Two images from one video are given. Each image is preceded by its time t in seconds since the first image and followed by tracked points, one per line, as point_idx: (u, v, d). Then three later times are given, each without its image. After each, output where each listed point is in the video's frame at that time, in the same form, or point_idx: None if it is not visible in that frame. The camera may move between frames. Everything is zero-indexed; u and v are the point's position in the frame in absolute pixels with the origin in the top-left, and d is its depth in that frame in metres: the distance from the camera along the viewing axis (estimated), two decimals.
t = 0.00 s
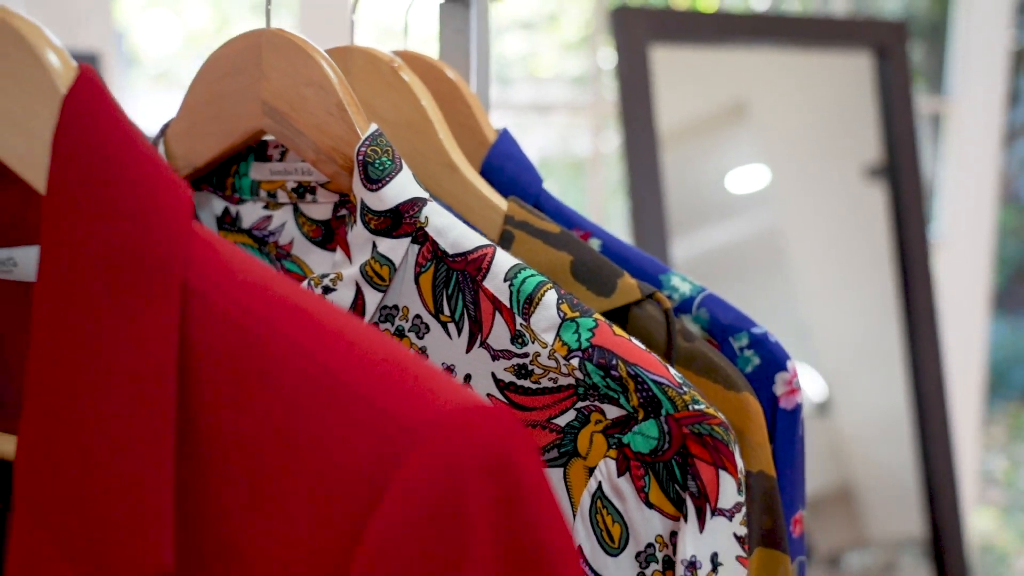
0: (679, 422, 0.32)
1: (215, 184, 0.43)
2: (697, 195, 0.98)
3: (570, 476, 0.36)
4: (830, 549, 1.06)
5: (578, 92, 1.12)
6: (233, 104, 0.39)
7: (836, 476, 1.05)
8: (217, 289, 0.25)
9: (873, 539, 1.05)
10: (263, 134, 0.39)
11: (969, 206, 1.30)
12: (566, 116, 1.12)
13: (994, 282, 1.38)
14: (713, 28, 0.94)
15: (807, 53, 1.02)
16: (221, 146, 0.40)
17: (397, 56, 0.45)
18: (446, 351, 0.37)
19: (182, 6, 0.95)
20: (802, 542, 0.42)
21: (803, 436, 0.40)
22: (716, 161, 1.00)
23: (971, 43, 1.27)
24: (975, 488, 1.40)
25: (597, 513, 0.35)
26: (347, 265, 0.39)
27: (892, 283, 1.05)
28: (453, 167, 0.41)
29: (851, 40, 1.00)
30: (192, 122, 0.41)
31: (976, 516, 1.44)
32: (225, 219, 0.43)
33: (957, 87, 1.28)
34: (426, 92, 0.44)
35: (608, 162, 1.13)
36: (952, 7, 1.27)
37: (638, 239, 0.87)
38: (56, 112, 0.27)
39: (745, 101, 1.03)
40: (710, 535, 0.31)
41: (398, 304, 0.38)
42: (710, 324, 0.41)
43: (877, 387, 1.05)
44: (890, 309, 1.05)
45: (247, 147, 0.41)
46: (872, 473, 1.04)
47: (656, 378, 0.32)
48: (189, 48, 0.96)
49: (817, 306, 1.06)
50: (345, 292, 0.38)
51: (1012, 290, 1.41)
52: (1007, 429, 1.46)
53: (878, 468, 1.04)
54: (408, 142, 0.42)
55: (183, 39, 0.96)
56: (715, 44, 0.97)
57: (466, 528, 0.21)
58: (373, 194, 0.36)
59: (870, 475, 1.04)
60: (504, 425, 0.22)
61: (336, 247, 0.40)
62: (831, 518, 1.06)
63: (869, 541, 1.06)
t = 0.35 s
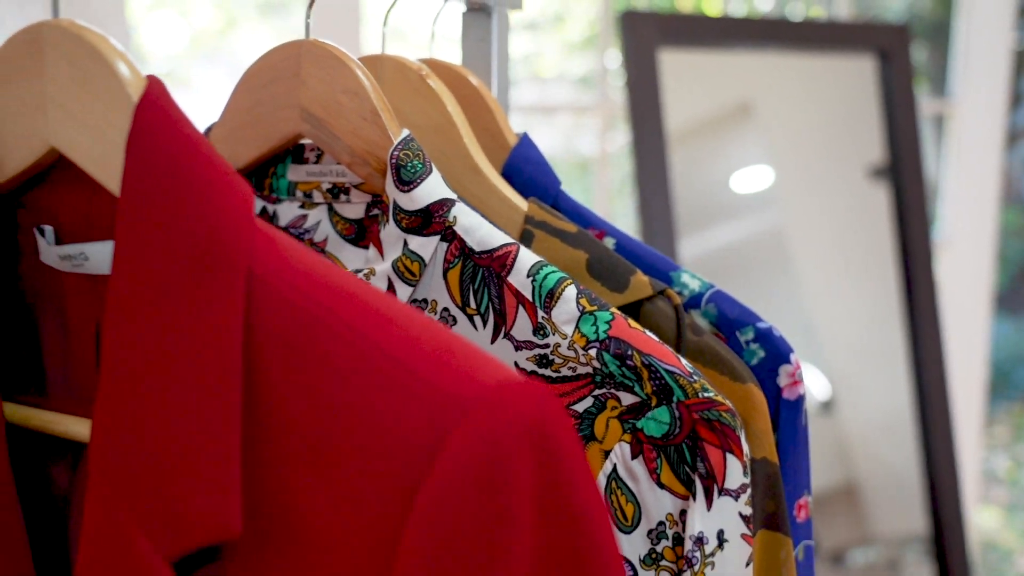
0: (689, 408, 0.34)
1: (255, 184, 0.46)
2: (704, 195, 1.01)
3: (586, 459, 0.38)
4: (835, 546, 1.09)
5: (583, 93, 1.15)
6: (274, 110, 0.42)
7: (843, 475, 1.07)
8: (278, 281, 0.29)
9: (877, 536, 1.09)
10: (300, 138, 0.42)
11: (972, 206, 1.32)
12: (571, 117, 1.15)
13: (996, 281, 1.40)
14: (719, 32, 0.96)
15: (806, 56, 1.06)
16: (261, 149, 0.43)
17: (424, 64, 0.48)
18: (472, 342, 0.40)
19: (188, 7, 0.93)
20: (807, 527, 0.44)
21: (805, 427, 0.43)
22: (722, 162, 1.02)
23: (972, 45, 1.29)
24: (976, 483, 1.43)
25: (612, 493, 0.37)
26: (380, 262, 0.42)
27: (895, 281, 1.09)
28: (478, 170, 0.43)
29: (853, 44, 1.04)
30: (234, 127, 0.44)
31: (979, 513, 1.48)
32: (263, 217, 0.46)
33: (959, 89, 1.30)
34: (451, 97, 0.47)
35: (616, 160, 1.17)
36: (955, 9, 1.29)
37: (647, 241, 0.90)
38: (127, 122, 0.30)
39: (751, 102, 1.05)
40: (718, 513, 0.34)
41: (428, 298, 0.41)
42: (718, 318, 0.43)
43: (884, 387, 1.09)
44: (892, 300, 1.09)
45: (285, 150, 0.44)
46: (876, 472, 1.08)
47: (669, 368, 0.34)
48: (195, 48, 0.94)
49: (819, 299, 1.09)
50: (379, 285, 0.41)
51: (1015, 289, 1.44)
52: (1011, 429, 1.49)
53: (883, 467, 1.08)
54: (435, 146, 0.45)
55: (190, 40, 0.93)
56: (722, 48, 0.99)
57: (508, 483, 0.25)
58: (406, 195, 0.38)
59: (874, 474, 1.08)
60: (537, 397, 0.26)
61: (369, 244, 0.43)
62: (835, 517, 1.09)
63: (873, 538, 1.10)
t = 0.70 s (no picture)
0: (702, 389, 0.37)
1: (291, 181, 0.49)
2: (710, 194, 1.04)
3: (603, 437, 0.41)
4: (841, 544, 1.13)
5: (590, 94, 1.18)
6: (312, 112, 0.45)
7: (848, 474, 1.11)
8: (332, 267, 0.32)
9: (882, 534, 1.14)
10: (336, 138, 0.45)
11: (974, 206, 1.35)
12: (576, 117, 1.18)
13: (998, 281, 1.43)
14: (727, 35, 0.99)
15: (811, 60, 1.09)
16: (300, 149, 0.46)
17: (451, 69, 0.51)
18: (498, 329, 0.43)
19: (195, 8, 0.93)
20: (814, 506, 0.47)
21: (811, 409, 0.46)
22: (728, 162, 1.06)
23: (975, 47, 1.32)
24: (978, 478, 1.46)
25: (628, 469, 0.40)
26: (412, 254, 0.45)
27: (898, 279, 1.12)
28: (502, 169, 0.46)
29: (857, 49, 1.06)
30: (274, 129, 0.47)
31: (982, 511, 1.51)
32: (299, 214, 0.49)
33: (963, 90, 1.32)
34: (477, 101, 0.49)
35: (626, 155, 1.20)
36: (958, 11, 1.32)
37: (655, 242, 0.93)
38: (193, 125, 0.32)
39: (756, 101, 1.08)
40: (727, 485, 0.37)
41: (457, 288, 0.44)
42: (727, 307, 0.46)
43: (889, 390, 1.13)
44: (895, 296, 1.12)
45: (322, 150, 0.46)
46: (880, 470, 1.13)
47: (682, 351, 0.37)
48: (202, 49, 0.94)
49: (824, 300, 1.13)
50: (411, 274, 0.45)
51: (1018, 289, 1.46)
52: (1014, 430, 1.51)
53: (887, 464, 1.13)
54: (461, 146, 0.48)
55: (197, 41, 0.93)
56: (728, 51, 1.02)
57: (543, 446, 0.28)
58: (438, 191, 0.42)
59: (880, 471, 1.13)
60: (569, 368, 0.29)
61: (402, 237, 0.46)
62: (843, 518, 1.11)
63: (878, 536, 1.14)
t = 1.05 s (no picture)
0: (713, 373, 0.40)
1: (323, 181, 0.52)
2: (716, 195, 1.07)
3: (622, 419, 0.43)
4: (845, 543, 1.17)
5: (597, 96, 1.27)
6: (344, 117, 0.48)
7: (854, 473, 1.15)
8: (374, 262, 0.35)
9: (887, 532, 1.17)
10: (368, 141, 0.48)
11: (978, 208, 1.37)
12: (583, 119, 1.27)
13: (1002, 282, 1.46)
14: (734, 39, 1.01)
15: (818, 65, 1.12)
16: (332, 151, 0.49)
17: (473, 74, 0.54)
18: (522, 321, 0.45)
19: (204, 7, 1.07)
20: (820, 486, 0.50)
21: (818, 394, 0.48)
22: (734, 163, 1.08)
23: (979, 49, 1.34)
24: (983, 474, 1.49)
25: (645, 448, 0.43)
26: (440, 250, 0.48)
27: (902, 278, 1.15)
28: (523, 170, 0.49)
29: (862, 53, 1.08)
30: (308, 132, 0.50)
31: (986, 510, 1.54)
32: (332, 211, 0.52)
33: (966, 93, 1.35)
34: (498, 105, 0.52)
35: (636, 152, 1.29)
36: (963, 11, 1.34)
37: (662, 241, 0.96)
38: (244, 129, 0.35)
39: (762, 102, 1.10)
40: (736, 462, 0.40)
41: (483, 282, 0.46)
42: (737, 299, 0.49)
43: (895, 393, 1.16)
44: (899, 294, 1.15)
45: (355, 152, 0.49)
46: (884, 469, 1.16)
47: (695, 339, 0.40)
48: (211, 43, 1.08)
49: (828, 298, 1.15)
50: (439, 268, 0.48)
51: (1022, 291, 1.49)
52: (1018, 429, 1.54)
53: (890, 464, 1.16)
54: (484, 148, 0.50)
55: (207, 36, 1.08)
56: (735, 56, 1.05)
57: (573, 423, 0.31)
58: (464, 191, 0.44)
59: (883, 471, 1.16)
60: (598, 355, 0.32)
61: (430, 234, 0.49)
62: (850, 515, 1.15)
63: (883, 535, 1.18)
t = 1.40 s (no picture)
0: (723, 359, 0.43)
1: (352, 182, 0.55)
2: (722, 197, 1.10)
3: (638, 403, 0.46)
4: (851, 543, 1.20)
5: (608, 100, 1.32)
6: (375, 121, 0.51)
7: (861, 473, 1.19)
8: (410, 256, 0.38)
9: (892, 532, 1.21)
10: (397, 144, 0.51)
11: (982, 211, 1.40)
12: (589, 123, 1.32)
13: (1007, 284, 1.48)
14: (741, 45, 1.04)
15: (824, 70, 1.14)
16: (363, 153, 0.52)
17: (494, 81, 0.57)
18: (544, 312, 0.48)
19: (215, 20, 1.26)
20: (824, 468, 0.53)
21: (822, 381, 0.52)
22: (741, 165, 1.11)
23: (984, 52, 1.36)
24: (986, 478, 1.51)
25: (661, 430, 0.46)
26: (466, 246, 0.51)
27: (906, 279, 1.17)
28: (543, 171, 0.52)
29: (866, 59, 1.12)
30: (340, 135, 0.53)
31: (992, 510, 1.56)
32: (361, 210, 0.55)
33: (970, 97, 1.38)
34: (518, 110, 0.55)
35: (643, 154, 1.34)
36: (967, 15, 1.37)
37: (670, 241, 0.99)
38: (290, 133, 0.38)
39: (769, 107, 1.14)
40: (746, 442, 0.43)
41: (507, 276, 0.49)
42: (746, 292, 0.52)
43: (900, 394, 1.19)
44: (904, 295, 1.17)
45: (384, 154, 0.52)
46: (890, 469, 1.20)
47: (706, 328, 0.42)
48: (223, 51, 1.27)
49: (832, 298, 1.19)
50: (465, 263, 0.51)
51: None
52: None
53: (896, 463, 1.19)
54: (506, 150, 0.53)
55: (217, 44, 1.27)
56: (743, 62, 1.08)
57: (595, 405, 0.33)
58: (489, 190, 0.47)
59: (889, 471, 1.19)
60: (618, 343, 0.34)
61: (457, 231, 0.52)
62: (857, 516, 1.18)
63: (889, 534, 1.21)
